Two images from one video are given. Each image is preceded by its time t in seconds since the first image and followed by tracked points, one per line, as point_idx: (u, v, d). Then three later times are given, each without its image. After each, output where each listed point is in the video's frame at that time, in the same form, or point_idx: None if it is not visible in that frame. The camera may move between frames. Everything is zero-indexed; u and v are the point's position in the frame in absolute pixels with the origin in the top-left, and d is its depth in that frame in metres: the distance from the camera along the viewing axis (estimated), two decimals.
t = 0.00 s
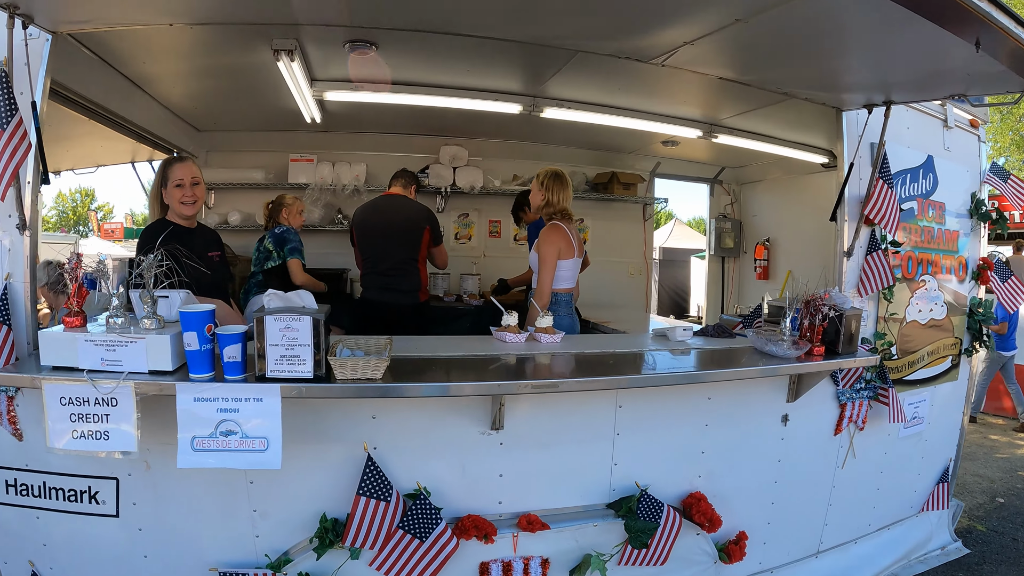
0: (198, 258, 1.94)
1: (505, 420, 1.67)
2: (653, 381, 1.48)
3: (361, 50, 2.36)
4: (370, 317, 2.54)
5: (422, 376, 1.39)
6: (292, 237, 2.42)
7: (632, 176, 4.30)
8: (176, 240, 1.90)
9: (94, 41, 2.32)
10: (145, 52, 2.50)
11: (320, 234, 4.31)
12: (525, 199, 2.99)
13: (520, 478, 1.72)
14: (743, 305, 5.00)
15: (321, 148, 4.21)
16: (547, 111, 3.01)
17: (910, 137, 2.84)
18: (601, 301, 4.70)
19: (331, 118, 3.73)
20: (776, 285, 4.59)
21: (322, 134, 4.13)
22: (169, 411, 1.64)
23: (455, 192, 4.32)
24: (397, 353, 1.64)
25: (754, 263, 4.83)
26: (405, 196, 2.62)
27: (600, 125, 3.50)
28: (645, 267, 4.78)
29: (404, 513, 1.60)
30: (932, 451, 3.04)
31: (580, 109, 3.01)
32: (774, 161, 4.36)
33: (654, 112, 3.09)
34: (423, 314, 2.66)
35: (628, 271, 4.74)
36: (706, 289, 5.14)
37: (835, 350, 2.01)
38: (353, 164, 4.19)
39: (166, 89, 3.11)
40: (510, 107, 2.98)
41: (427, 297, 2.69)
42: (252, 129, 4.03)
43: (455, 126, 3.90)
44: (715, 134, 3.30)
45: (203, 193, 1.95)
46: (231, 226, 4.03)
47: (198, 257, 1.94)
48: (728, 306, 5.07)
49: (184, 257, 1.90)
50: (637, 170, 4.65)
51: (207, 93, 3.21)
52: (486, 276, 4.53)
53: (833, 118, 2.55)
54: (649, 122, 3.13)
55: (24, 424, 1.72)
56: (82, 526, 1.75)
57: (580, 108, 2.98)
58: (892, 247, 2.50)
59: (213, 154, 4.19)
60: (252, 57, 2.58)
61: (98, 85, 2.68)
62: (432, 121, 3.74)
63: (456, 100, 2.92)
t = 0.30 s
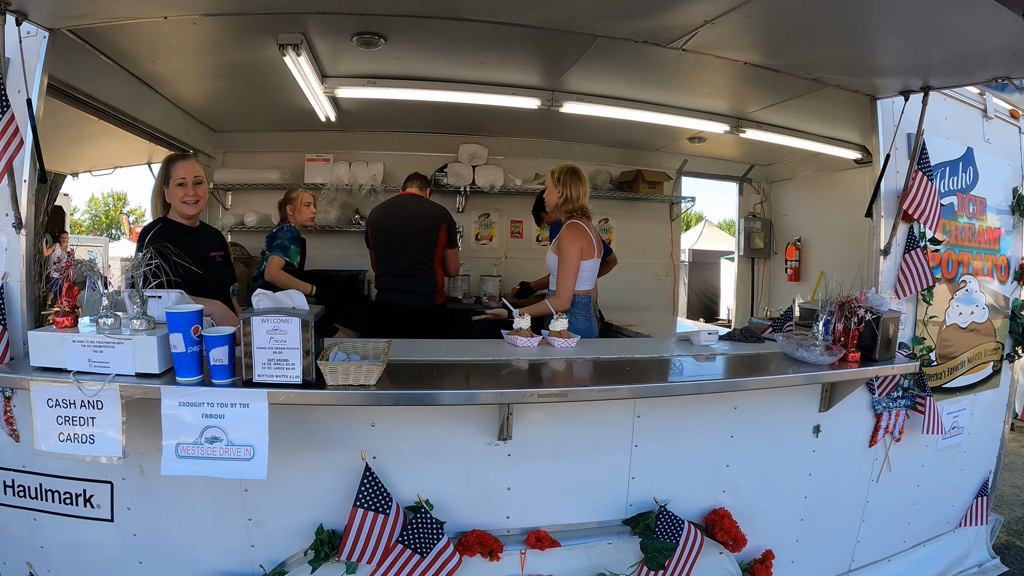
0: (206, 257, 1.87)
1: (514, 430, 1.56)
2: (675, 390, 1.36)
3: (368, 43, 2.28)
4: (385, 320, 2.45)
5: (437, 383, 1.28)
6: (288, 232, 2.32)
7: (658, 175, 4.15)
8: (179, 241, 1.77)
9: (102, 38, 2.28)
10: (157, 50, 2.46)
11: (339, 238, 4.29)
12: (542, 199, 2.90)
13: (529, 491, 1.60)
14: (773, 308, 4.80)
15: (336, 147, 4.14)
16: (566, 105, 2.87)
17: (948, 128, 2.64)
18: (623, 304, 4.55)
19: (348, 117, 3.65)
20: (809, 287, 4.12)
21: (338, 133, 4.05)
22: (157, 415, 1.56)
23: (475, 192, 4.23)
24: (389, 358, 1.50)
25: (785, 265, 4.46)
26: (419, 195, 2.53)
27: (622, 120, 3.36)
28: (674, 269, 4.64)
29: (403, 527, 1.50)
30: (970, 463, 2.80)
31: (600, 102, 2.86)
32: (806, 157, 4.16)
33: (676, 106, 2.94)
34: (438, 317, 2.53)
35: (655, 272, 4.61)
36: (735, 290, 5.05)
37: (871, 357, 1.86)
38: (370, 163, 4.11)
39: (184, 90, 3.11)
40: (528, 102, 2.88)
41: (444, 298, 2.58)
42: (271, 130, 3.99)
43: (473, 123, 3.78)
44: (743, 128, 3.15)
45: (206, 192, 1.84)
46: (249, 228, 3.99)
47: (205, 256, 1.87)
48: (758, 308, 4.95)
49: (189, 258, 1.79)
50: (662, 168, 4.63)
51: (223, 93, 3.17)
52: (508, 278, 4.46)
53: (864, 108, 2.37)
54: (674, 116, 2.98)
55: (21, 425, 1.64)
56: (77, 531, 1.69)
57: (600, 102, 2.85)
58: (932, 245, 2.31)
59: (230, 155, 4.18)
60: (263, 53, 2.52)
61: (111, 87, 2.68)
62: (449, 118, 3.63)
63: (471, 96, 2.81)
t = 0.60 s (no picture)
0: (207, 258, 1.76)
1: (514, 438, 1.46)
2: (710, 398, 1.27)
3: (375, 40, 2.11)
4: (398, 323, 2.31)
5: (461, 390, 1.19)
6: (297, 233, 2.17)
7: (686, 173, 3.83)
8: (178, 240, 1.66)
9: (110, 41, 2.17)
10: (166, 54, 2.30)
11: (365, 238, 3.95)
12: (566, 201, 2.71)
13: (532, 501, 1.51)
14: (807, 310, 4.57)
15: (358, 148, 3.79)
16: (585, 100, 2.66)
17: (987, 117, 2.41)
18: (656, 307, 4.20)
19: (366, 119, 3.39)
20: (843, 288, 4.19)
21: (358, 132, 3.70)
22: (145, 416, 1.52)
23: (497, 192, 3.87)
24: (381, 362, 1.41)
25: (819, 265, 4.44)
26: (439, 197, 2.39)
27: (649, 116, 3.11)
28: (704, 269, 4.22)
29: (398, 537, 1.41)
30: (1011, 477, 2.58)
31: (620, 96, 2.65)
32: (840, 154, 3.96)
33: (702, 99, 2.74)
34: (455, 321, 2.37)
35: (684, 272, 4.20)
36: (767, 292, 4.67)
37: (904, 364, 1.71)
38: (390, 163, 3.76)
39: (203, 95, 2.88)
40: (545, 98, 2.63)
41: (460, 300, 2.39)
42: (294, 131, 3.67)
43: (498, 121, 3.44)
44: (771, 123, 2.91)
45: (212, 193, 1.72)
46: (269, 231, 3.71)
47: (206, 257, 1.75)
48: (791, 311, 4.58)
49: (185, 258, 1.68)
50: (691, 166, 4.16)
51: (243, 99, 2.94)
52: (531, 281, 4.07)
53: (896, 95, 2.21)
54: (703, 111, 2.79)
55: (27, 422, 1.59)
56: (79, 529, 1.63)
57: (624, 97, 2.65)
58: (970, 243, 2.15)
59: (252, 158, 3.88)
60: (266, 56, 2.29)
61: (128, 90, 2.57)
62: (470, 116, 3.32)
63: (492, 93, 2.60)
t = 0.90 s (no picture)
0: (228, 260, 1.75)
1: (536, 445, 1.42)
2: (749, 407, 1.21)
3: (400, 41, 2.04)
4: (432, 325, 2.30)
5: (495, 394, 1.18)
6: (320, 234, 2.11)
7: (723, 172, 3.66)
8: (196, 241, 1.67)
9: (137, 45, 2.12)
10: (195, 58, 2.25)
11: (397, 239, 3.82)
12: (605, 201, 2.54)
13: (553, 510, 1.46)
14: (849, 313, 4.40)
15: (389, 148, 3.71)
16: (617, 99, 2.53)
17: None
18: (690, 309, 4.06)
19: (395, 119, 3.29)
20: (886, 291, 4.07)
21: (392, 134, 3.63)
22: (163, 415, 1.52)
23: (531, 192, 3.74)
24: (400, 363, 1.38)
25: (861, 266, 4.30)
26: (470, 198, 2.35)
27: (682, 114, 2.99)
28: (743, 270, 4.06)
29: (415, 542, 1.37)
30: None
31: (654, 94, 2.54)
32: (882, 151, 3.81)
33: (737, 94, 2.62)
34: (487, 322, 2.35)
35: (722, 275, 4.05)
36: (807, 294, 4.49)
37: (948, 373, 1.61)
38: (423, 164, 3.67)
39: (235, 98, 2.81)
40: (575, 96, 2.50)
41: (490, 302, 2.33)
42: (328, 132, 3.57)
43: (530, 121, 3.33)
44: (810, 119, 2.78)
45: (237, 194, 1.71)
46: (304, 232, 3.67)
47: (227, 258, 1.75)
48: (832, 315, 4.43)
49: (205, 259, 1.68)
50: (728, 165, 3.98)
51: (274, 99, 2.84)
52: (564, 282, 3.94)
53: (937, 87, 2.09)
54: (741, 108, 2.63)
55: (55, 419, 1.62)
56: (102, 525, 1.64)
57: (653, 94, 2.53)
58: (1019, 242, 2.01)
59: (287, 160, 3.82)
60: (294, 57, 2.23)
61: (161, 95, 2.52)
62: (499, 116, 3.21)
63: (524, 93, 2.48)
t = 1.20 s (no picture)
0: (278, 259, 1.79)
1: (582, 447, 1.40)
2: (796, 411, 1.18)
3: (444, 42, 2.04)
4: (479, 327, 2.30)
5: (541, 395, 1.17)
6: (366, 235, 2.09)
7: (772, 171, 3.57)
8: (246, 241, 1.69)
9: (187, 54, 2.14)
10: (243, 63, 2.27)
11: (445, 240, 3.83)
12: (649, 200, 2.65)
13: (598, 513, 1.45)
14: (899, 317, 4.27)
15: (432, 150, 3.73)
16: (662, 98, 2.52)
17: None
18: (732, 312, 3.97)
19: (441, 121, 3.31)
20: (936, 293, 3.94)
21: (436, 135, 3.64)
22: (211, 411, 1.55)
23: (576, 193, 3.70)
24: (449, 363, 1.39)
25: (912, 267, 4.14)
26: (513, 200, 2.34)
27: (728, 112, 2.93)
28: (791, 272, 3.98)
29: (460, 542, 1.37)
30: None
31: (699, 92, 2.51)
32: (933, 148, 3.68)
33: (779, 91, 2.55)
34: (532, 322, 2.32)
35: (769, 276, 3.96)
36: (855, 297, 4.38)
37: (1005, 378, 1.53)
38: (468, 166, 3.67)
39: (284, 102, 2.85)
40: (621, 96, 2.52)
41: (538, 303, 2.34)
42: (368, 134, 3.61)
43: (575, 121, 3.32)
44: (858, 116, 2.72)
45: (282, 195, 1.73)
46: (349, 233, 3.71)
47: (277, 257, 1.79)
48: (882, 317, 4.29)
49: (256, 258, 1.71)
50: (776, 165, 3.92)
51: (319, 102, 2.88)
52: (611, 284, 3.86)
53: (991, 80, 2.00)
54: (791, 107, 2.60)
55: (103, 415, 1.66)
56: (148, 518, 1.68)
57: (702, 93, 2.50)
58: None
59: (332, 162, 3.85)
60: (342, 59, 2.25)
61: (215, 103, 2.56)
62: (542, 116, 3.19)
63: (567, 93, 2.48)
